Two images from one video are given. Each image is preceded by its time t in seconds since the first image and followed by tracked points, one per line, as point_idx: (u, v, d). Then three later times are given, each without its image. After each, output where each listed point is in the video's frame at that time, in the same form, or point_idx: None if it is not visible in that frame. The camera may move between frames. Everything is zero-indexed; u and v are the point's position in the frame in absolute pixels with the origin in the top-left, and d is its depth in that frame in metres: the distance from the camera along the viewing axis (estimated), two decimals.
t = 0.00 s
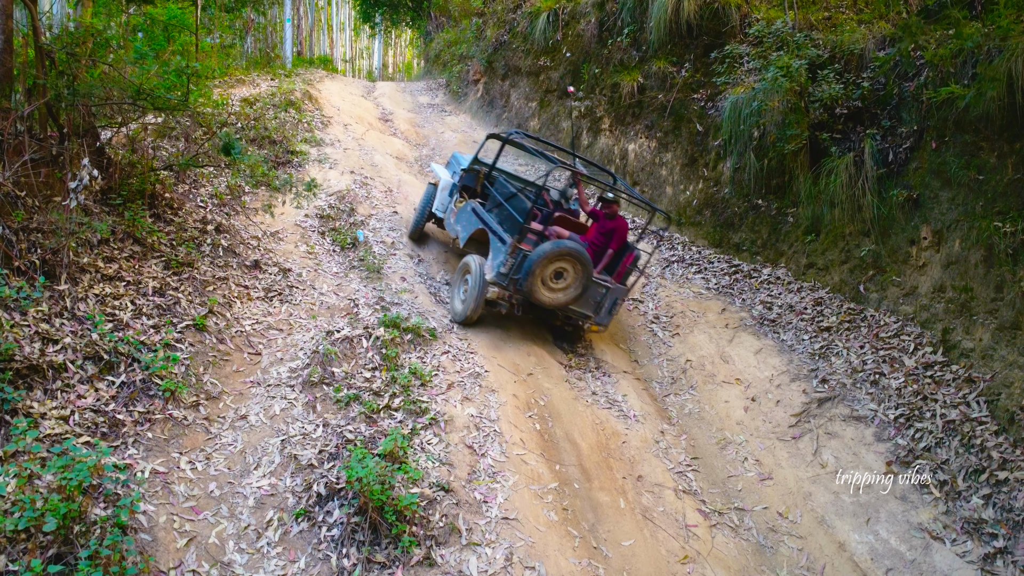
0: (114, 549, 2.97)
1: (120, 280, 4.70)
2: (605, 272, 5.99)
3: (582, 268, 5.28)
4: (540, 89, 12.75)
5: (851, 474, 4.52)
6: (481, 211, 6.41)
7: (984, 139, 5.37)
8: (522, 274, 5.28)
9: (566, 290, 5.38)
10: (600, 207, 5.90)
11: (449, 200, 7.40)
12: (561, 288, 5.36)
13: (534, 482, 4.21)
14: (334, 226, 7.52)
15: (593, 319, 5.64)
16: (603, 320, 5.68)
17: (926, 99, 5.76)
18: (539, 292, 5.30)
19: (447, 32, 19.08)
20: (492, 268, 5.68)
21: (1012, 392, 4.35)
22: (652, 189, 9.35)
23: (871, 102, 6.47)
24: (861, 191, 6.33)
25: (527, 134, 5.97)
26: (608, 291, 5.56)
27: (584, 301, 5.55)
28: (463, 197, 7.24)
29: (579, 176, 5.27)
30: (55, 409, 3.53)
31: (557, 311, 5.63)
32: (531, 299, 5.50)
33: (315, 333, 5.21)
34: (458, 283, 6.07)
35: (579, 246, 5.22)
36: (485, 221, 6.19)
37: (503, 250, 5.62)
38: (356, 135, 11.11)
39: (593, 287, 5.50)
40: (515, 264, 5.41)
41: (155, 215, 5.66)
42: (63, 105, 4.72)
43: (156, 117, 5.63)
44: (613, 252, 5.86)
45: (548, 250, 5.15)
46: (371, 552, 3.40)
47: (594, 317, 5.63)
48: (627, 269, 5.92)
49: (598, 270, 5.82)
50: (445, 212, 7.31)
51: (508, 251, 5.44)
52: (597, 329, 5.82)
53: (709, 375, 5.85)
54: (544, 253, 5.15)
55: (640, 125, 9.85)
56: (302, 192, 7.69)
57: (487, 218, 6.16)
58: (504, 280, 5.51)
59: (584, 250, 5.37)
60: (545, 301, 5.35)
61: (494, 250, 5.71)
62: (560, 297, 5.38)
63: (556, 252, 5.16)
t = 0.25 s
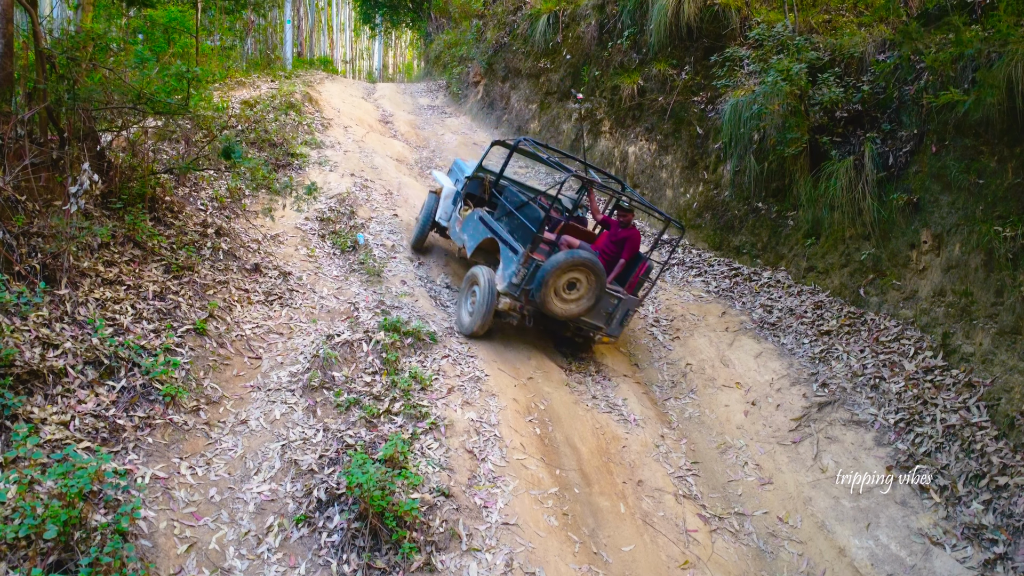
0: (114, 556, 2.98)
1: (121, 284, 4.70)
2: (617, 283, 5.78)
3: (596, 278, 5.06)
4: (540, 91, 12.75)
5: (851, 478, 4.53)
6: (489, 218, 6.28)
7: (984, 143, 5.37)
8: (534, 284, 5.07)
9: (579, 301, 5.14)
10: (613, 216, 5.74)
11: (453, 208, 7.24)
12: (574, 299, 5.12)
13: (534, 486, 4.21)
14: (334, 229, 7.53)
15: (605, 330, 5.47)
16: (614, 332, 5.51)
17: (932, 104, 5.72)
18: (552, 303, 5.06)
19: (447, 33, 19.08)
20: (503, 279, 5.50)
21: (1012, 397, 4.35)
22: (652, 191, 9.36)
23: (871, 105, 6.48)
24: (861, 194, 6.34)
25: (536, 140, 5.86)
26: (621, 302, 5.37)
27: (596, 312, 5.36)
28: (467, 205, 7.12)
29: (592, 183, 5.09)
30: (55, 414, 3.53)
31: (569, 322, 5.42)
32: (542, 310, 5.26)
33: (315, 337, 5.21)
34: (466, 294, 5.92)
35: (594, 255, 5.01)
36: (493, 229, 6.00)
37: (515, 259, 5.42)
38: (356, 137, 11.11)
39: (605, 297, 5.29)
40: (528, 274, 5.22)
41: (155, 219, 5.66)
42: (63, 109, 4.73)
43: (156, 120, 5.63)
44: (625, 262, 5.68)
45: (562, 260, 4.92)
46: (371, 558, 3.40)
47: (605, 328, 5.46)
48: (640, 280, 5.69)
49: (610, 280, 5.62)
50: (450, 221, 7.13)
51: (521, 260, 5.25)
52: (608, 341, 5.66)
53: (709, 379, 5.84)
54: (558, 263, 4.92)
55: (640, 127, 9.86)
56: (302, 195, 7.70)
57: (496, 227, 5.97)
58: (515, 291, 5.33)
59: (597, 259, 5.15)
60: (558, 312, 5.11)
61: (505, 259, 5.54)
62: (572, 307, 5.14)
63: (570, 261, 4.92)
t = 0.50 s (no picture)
0: (114, 564, 2.99)
1: (121, 289, 4.71)
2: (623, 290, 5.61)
3: (601, 289, 4.87)
4: (540, 93, 12.76)
5: (851, 484, 4.53)
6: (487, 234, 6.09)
7: (984, 148, 5.37)
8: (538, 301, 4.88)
9: (585, 315, 4.95)
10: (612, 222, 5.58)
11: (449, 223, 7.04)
12: (580, 313, 4.94)
13: (534, 493, 4.21)
14: (334, 232, 7.53)
15: (615, 340, 5.32)
16: (624, 341, 5.38)
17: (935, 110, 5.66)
18: (557, 319, 4.87)
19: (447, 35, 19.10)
20: (505, 298, 5.27)
21: (1013, 403, 4.36)
22: (652, 195, 9.37)
23: (871, 109, 6.49)
24: (861, 199, 6.34)
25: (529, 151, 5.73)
26: (629, 309, 5.23)
27: (604, 323, 5.19)
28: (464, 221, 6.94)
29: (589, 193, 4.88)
30: (55, 420, 3.54)
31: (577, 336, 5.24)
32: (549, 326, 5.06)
33: (315, 342, 5.22)
34: (470, 311, 5.79)
35: (597, 267, 4.82)
36: (493, 245, 5.80)
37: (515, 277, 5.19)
38: (357, 140, 11.12)
39: (613, 307, 5.15)
40: (530, 291, 5.03)
41: (156, 223, 5.67)
42: (64, 114, 4.76)
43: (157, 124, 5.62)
44: (629, 268, 5.50)
45: (565, 274, 4.73)
46: (371, 565, 3.40)
47: (614, 339, 5.32)
48: (646, 285, 5.48)
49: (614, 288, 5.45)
50: (447, 236, 6.95)
51: (522, 278, 5.06)
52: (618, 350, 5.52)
53: (709, 384, 5.85)
54: (561, 278, 4.73)
55: (640, 130, 9.87)
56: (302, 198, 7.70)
57: (495, 243, 5.78)
58: (519, 309, 5.14)
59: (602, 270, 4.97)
60: (565, 328, 4.93)
61: (506, 276, 5.35)
62: (579, 322, 4.95)
63: (574, 275, 4.74)
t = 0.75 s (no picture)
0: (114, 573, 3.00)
1: (121, 294, 4.71)
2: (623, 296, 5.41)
3: (600, 301, 4.76)
4: (540, 96, 12.76)
5: (851, 490, 4.53)
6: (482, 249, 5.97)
7: (985, 153, 5.37)
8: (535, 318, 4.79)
9: (585, 327, 4.87)
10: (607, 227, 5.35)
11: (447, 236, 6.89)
12: (580, 325, 4.85)
13: (534, 499, 4.20)
14: (334, 236, 7.54)
15: (619, 348, 5.22)
16: (629, 347, 5.26)
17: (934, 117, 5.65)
18: (557, 334, 4.79)
19: (447, 37, 19.11)
20: (502, 316, 5.13)
21: (1013, 409, 4.36)
22: (653, 198, 9.38)
23: (871, 113, 6.50)
24: (861, 203, 6.35)
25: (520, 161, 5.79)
26: (631, 317, 5.13)
27: (605, 332, 5.09)
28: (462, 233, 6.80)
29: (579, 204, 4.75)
30: (56, 427, 3.54)
31: (579, 348, 5.15)
32: (548, 342, 4.97)
33: (315, 346, 5.22)
34: (471, 325, 5.68)
35: (593, 279, 4.73)
36: (487, 261, 5.70)
37: (510, 294, 5.06)
38: (357, 142, 11.12)
39: (614, 316, 5.08)
40: (527, 308, 4.92)
41: (156, 227, 5.67)
42: (64, 120, 4.76)
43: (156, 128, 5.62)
44: (628, 273, 5.28)
45: (560, 289, 4.65)
46: (371, 572, 3.40)
47: (618, 346, 5.21)
48: (647, 291, 5.26)
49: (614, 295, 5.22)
50: (446, 250, 6.77)
51: (517, 295, 4.95)
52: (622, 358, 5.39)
53: (709, 388, 5.84)
54: (557, 293, 4.65)
55: (640, 133, 9.88)
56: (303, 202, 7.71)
57: (489, 258, 5.66)
58: (517, 327, 5.01)
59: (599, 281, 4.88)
60: (564, 342, 4.84)
61: (501, 293, 5.24)
62: (579, 334, 4.86)
63: (570, 289, 4.65)
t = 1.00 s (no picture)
0: None
1: (121, 299, 4.71)
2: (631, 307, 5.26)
3: (606, 312, 4.70)
4: (540, 99, 12.77)
5: (851, 496, 4.53)
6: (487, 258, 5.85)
7: (985, 159, 5.37)
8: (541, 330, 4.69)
9: (592, 339, 4.81)
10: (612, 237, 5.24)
11: (452, 244, 6.78)
12: (586, 338, 4.79)
13: (534, 506, 4.20)
14: (334, 240, 7.54)
15: (627, 359, 5.12)
16: (637, 359, 5.17)
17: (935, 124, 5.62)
18: (563, 347, 4.72)
19: (447, 39, 19.12)
20: (507, 328, 5.01)
21: (1013, 416, 4.35)
22: (653, 202, 9.39)
23: (871, 118, 6.50)
24: (861, 208, 6.36)
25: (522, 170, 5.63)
26: (639, 328, 5.01)
27: (613, 344, 5.01)
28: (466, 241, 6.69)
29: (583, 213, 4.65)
30: (55, 434, 3.54)
31: (586, 361, 5.07)
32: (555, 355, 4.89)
33: (315, 352, 5.23)
34: (476, 336, 5.61)
35: (600, 290, 4.65)
36: (492, 272, 5.58)
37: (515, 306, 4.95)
38: (357, 145, 11.13)
39: (621, 326, 4.95)
40: (532, 320, 4.79)
41: (156, 232, 5.67)
42: (64, 125, 4.76)
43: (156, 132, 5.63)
44: (636, 284, 5.18)
45: (566, 301, 4.57)
46: None
47: (626, 358, 5.11)
48: (655, 301, 5.11)
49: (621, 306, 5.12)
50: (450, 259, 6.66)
51: (522, 308, 4.83)
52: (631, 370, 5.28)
53: (709, 394, 5.84)
54: (563, 305, 4.57)
55: (641, 137, 9.89)
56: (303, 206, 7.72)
57: (494, 269, 5.55)
58: (523, 340, 4.87)
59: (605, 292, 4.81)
60: (571, 355, 4.77)
61: (506, 306, 5.12)
62: (586, 347, 4.81)
63: (576, 301, 4.58)
